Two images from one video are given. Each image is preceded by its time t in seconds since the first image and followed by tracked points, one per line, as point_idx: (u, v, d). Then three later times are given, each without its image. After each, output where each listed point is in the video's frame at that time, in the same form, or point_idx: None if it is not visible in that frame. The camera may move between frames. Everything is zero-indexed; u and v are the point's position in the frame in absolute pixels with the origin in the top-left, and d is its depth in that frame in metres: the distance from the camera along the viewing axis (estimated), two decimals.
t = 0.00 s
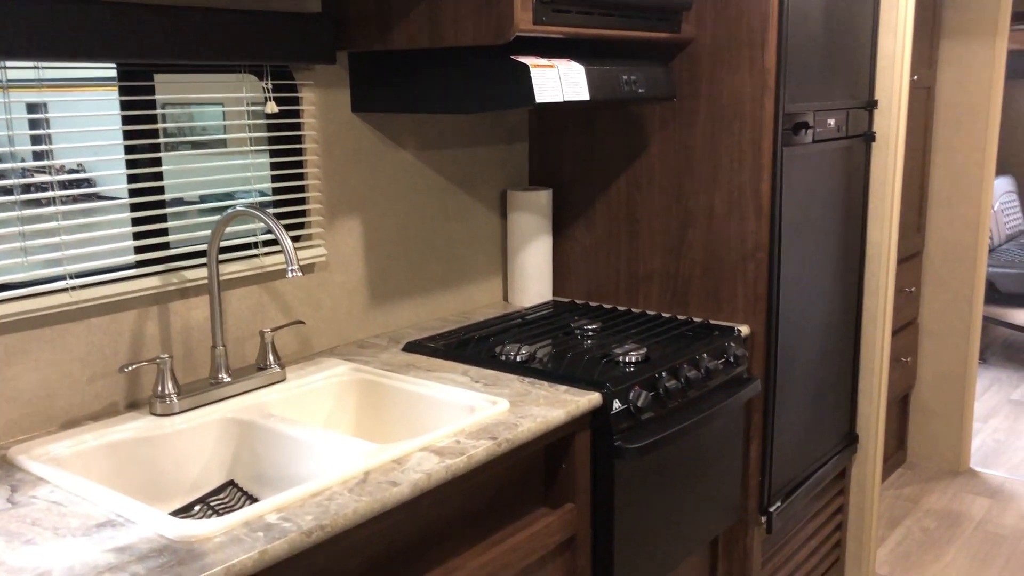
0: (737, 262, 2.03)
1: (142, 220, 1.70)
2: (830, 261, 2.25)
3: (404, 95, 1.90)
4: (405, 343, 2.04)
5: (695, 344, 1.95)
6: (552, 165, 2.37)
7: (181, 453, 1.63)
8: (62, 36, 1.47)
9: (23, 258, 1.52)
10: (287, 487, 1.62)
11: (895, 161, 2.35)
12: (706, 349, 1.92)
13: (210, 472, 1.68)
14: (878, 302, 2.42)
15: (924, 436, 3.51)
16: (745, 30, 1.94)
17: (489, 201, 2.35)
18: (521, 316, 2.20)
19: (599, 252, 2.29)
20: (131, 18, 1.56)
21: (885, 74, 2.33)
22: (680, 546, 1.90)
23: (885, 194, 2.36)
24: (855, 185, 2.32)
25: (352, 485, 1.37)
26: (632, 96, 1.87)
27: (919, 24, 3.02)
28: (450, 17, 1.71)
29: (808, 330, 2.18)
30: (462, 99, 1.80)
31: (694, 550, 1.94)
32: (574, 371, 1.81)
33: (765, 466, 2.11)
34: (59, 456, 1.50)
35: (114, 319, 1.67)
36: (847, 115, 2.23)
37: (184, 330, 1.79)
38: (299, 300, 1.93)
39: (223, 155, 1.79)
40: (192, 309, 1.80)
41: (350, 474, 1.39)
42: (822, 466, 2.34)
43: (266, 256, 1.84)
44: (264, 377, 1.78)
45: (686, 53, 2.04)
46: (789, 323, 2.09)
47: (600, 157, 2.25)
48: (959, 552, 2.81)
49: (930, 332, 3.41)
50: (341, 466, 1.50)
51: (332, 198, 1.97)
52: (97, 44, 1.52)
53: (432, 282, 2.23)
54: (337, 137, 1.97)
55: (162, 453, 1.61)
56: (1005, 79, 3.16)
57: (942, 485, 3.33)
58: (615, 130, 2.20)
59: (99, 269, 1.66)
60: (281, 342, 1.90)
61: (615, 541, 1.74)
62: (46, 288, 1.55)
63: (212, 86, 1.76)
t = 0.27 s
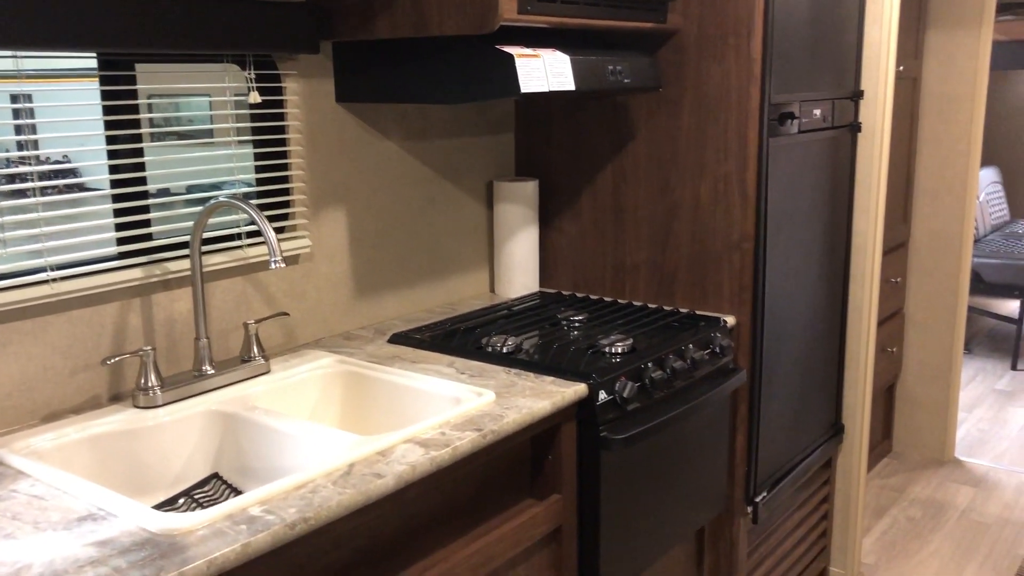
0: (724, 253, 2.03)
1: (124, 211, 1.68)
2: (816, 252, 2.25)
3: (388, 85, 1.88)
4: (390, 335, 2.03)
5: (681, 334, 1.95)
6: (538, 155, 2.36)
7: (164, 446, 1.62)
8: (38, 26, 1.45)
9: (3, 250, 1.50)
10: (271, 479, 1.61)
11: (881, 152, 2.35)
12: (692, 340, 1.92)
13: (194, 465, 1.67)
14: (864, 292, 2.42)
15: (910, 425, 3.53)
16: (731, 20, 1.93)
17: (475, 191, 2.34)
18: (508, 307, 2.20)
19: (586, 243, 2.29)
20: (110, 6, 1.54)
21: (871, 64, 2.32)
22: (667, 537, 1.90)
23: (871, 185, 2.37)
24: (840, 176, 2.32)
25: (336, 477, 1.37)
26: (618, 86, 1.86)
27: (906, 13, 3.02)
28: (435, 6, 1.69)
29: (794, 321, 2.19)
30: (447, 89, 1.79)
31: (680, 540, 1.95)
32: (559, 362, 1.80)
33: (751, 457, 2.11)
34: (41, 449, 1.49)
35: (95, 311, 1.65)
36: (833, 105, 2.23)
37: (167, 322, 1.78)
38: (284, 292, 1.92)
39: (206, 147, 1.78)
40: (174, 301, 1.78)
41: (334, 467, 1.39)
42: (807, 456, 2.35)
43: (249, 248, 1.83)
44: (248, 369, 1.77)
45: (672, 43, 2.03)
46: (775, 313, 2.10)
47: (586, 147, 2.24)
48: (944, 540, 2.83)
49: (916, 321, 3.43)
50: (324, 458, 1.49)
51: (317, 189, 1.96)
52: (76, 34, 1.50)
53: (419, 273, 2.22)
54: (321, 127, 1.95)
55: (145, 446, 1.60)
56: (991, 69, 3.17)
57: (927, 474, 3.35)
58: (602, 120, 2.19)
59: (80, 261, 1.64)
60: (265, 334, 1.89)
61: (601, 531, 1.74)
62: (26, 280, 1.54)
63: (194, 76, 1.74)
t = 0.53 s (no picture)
0: (716, 241, 2.03)
1: (113, 199, 1.68)
2: (808, 240, 2.25)
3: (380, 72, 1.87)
4: (382, 323, 2.03)
5: (673, 322, 1.95)
6: (530, 144, 2.35)
7: (155, 435, 1.62)
8: (23, 14, 1.43)
9: None
10: (262, 467, 1.61)
11: (874, 140, 2.35)
12: (684, 328, 1.92)
13: (185, 453, 1.67)
14: (856, 280, 2.43)
15: (902, 413, 3.54)
16: (724, 7, 1.92)
17: (467, 180, 2.33)
18: (500, 295, 2.19)
19: (578, 231, 2.28)
20: None
21: (864, 52, 2.32)
22: (658, 524, 1.90)
23: (864, 173, 2.36)
24: (833, 164, 2.32)
25: (326, 465, 1.37)
26: (610, 73, 1.86)
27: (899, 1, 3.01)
28: None
29: (786, 309, 2.19)
30: (439, 76, 1.79)
31: (671, 528, 1.95)
32: (551, 351, 1.80)
33: (743, 445, 2.12)
34: (30, 437, 1.48)
35: (84, 300, 1.65)
36: (825, 93, 2.22)
37: (157, 311, 1.77)
38: (274, 280, 1.91)
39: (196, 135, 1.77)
40: (164, 290, 1.78)
41: (324, 455, 1.39)
42: (799, 444, 2.35)
43: (240, 236, 1.82)
44: (239, 357, 1.77)
45: (665, 30, 2.02)
46: (768, 301, 2.10)
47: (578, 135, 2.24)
48: (936, 528, 2.84)
49: (909, 310, 3.44)
50: (314, 445, 1.49)
51: (307, 177, 1.95)
52: (62, 20, 1.48)
53: (410, 262, 2.21)
54: (312, 115, 1.94)
55: (135, 434, 1.60)
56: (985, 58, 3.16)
57: (920, 463, 3.36)
58: (594, 108, 2.19)
59: (69, 249, 1.63)
60: (256, 322, 1.88)
61: (592, 519, 1.74)
62: (14, 268, 1.53)
63: (185, 64, 1.73)
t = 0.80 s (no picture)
0: (723, 224, 2.03)
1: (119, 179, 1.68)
2: (815, 223, 2.24)
3: (386, 53, 1.87)
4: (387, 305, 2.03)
5: (679, 305, 1.94)
6: (536, 126, 2.35)
7: (161, 414, 1.63)
8: None
9: None
10: (268, 446, 1.62)
11: (882, 123, 2.33)
12: (690, 311, 1.92)
13: (191, 432, 1.67)
14: (863, 264, 2.42)
15: (908, 398, 3.54)
16: None
17: (473, 162, 2.33)
18: (505, 278, 2.19)
19: (584, 214, 2.28)
20: None
21: (873, 34, 2.30)
22: (662, 505, 1.91)
23: (871, 156, 2.35)
24: (840, 147, 2.30)
25: (331, 444, 1.37)
26: (616, 54, 1.85)
27: None
28: None
29: (793, 292, 2.18)
30: (445, 56, 1.78)
31: (676, 509, 1.95)
32: (556, 332, 1.80)
33: (748, 427, 2.12)
34: (37, 415, 1.49)
35: (91, 279, 1.65)
36: (834, 75, 2.21)
37: (163, 291, 1.77)
38: (280, 261, 1.92)
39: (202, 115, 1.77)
40: (170, 270, 1.78)
41: (330, 434, 1.39)
42: (805, 428, 2.35)
43: (246, 217, 1.82)
44: (245, 337, 1.77)
45: (672, 11, 2.01)
46: (774, 284, 2.09)
47: (585, 117, 2.23)
48: (941, 512, 2.84)
49: (915, 295, 3.43)
50: (320, 424, 1.50)
51: (313, 158, 1.95)
52: None
53: (416, 243, 2.21)
54: (318, 95, 1.94)
55: (142, 413, 1.60)
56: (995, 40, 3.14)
57: (925, 447, 3.36)
58: (601, 89, 2.18)
59: (76, 228, 1.64)
60: (262, 303, 1.89)
61: (597, 499, 1.74)
62: (21, 247, 1.53)
63: (190, 44, 1.73)
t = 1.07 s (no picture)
0: (740, 202, 2.02)
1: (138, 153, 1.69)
2: (833, 202, 2.22)
3: (404, 28, 1.86)
4: (403, 282, 2.04)
5: (696, 284, 1.94)
6: (554, 104, 2.34)
7: (180, 387, 1.64)
8: None
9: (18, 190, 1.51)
10: (285, 419, 1.63)
11: (903, 102, 2.31)
12: (707, 290, 1.91)
13: (209, 405, 1.69)
14: (882, 244, 2.40)
15: (925, 381, 3.52)
16: None
17: (490, 140, 2.33)
18: (521, 256, 2.19)
19: (601, 192, 2.27)
20: None
21: (895, 11, 2.27)
22: (677, 482, 1.91)
23: (892, 135, 2.33)
24: (860, 125, 2.28)
25: (349, 417, 1.38)
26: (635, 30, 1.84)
27: None
28: None
29: (810, 271, 2.17)
30: (464, 31, 1.77)
31: (690, 487, 1.96)
32: (572, 309, 1.80)
33: (763, 407, 2.12)
34: (58, 387, 1.51)
35: (111, 254, 1.67)
36: (854, 53, 2.18)
37: (182, 265, 1.79)
38: (297, 237, 1.92)
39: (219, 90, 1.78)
40: (189, 245, 1.79)
41: (347, 407, 1.40)
42: (820, 409, 2.34)
43: (263, 192, 1.83)
44: (263, 312, 1.79)
45: None
46: (791, 263, 2.08)
47: (602, 95, 2.22)
48: (957, 494, 2.83)
49: (934, 277, 3.40)
50: (337, 397, 1.51)
51: (330, 134, 1.95)
52: None
53: (432, 221, 2.22)
54: (335, 71, 1.94)
55: (161, 385, 1.62)
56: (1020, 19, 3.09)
57: (941, 430, 3.34)
58: (619, 67, 2.16)
59: (95, 203, 1.65)
60: (279, 278, 1.90)
61: (612, 476, 1.75)
62: (41, 221, 1.55)
63: (209, 19, 1.73)
